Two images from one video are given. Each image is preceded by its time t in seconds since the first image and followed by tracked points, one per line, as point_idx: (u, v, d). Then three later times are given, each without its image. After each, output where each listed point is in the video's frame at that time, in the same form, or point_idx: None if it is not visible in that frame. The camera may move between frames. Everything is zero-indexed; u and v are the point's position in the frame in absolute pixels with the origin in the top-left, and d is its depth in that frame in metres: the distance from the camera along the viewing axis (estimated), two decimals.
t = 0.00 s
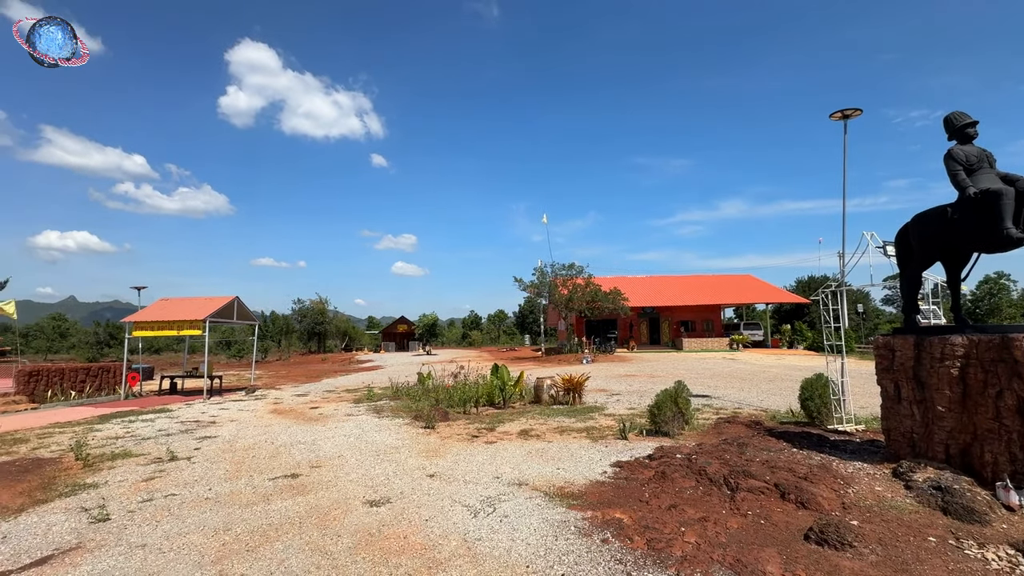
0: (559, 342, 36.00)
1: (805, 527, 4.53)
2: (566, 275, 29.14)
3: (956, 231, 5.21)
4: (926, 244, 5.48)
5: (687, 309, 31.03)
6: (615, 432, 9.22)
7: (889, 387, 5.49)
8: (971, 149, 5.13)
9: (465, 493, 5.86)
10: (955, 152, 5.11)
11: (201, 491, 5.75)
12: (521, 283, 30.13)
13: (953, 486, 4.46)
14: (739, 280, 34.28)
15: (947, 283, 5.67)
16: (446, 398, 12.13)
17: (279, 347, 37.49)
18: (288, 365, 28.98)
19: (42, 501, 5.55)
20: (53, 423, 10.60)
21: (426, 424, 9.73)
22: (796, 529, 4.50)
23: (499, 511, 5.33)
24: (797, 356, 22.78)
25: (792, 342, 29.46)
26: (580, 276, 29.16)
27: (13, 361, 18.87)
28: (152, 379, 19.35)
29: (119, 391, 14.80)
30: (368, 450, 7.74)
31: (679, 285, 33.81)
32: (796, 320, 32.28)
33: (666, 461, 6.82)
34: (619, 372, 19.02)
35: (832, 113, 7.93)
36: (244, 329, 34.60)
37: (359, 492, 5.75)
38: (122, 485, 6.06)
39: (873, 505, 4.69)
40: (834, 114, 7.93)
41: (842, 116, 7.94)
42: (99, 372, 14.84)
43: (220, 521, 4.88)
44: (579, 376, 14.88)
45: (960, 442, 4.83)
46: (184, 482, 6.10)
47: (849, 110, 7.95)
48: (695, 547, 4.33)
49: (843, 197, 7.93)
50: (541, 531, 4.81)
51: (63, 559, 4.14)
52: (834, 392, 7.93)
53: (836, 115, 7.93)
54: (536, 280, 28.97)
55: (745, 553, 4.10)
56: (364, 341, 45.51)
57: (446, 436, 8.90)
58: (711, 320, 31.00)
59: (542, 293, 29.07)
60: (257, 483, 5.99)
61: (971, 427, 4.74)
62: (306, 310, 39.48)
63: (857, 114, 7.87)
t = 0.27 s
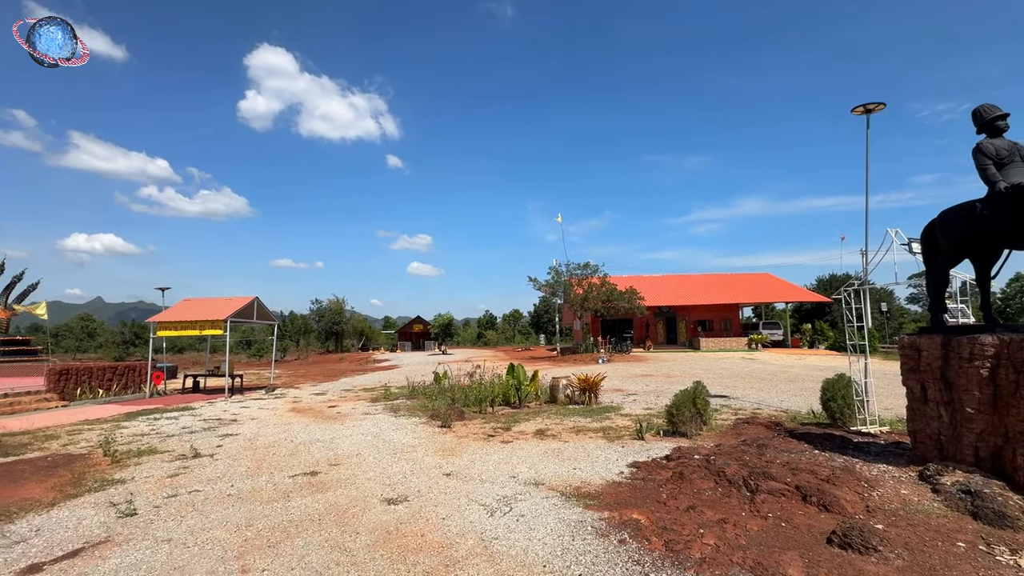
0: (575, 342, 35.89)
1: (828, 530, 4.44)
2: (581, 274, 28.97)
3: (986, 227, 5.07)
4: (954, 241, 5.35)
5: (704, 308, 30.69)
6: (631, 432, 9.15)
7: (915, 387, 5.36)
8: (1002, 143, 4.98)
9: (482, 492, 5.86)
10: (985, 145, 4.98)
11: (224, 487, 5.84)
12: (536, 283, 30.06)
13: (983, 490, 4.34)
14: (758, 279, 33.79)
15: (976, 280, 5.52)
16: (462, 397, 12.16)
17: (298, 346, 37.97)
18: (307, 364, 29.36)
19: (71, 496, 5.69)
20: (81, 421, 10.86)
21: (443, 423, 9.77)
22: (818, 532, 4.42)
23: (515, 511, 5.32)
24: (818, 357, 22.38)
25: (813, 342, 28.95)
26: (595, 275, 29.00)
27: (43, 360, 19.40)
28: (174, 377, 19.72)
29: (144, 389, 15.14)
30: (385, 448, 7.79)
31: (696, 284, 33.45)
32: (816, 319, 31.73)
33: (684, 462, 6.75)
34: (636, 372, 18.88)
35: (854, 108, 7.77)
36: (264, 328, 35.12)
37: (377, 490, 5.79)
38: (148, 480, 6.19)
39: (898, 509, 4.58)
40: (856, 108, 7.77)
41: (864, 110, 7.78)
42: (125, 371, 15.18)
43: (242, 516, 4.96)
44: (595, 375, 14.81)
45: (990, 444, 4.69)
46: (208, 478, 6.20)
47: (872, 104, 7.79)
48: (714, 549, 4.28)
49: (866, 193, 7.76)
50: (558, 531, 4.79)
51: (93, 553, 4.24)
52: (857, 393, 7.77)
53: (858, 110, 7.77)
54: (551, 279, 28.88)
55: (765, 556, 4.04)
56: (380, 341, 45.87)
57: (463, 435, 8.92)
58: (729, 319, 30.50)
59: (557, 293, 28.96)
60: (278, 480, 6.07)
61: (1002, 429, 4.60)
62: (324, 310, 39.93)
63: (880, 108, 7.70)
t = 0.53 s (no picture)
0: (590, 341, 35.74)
1: (852, 534, 4.35)
2: (596, 274, 28.78)
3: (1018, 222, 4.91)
4: (983, 237, 5.20)
5: (722, 307, 30.31)
6: (649, 433, 9.08)
7: (942, 388, 5.23)
8: None
9: (498, 492, 5.86)
10: (1017, 138, 4.82)
11: (246, 484, 5.93)
12: (550, 282, 29.93)
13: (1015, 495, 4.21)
14: (777, 277, 33.27)
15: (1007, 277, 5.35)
16: (478, 396, 12.18)
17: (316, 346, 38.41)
18: (325, 363, 29.70)
19: (101, 491, 5.83)
20: (109, 417, 11.14)
21: (459, 422, 9.79)
22: (842, 536, 4.33)
23: (532, 510, 5.31)
24: (839, 356, 21.96)
25: (835, 342, 28.40)
26: (611, 274, 28.81)
27: (72, 358, 19.94)
28: (197, 376, 20.11)
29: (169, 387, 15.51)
30: (403, 447, 7.83)
31: (713, 283, 33.06)
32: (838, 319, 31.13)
33: (702, 463, 6.67)
34: (652, 371, 18.73)
35: (878, 101, 7.59)
36: (283, 328, 35.63)
37: (394, 488, 5.83)
38: (173, 477, 6.31)
39: (926, 513, 4.47)
40: (880, 102, 7.59)
41: (888, 104, 7.60)
42: (150, 369, 15.53)
43: (263, 513, 5.03)
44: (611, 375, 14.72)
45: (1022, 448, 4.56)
46: (230, 475, 6.31)
47: (896, 98, 7.61)
48: (734, 551, 4.22)
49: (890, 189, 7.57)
50: (575, 531, 4.77)
51: (121, 546, 4.33)
52: (881, 394, 7.60)
53: (882, 103, 7.59)
54: (567, 279, 28.74)
55: (787, 559, 3.97)
56: (397, 341, 46.20)
57: (479, 434, 8.94)
58: (747, 318, 30.08)
59: (572, 292, 28.82)
60: (297, 478, 6.15)
61: None
62: (341, 310, 40.36)
63: (905, 102, 7.51)
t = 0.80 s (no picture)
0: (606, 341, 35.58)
1: (877, 537, 4.26)
2: (612, 273, 28.55)
3: None
4: (1015, 232, 5.04)
5: (741, 306, 29.91)
6: (666, 433, 9.00)
7: (971, 389, 5.08)
8: None
9: (514, 491, 5.85)
10: None
11: (267, 481, 6.01)
12: (566, 282, 29.79)
13: None
14: (797, 276, 32.72)
15: None
16: (494, 396, 12.19)
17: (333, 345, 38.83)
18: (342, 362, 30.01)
19: (128, 486, 5.96)
20: (135, 415, 11.40)
21: (475, 422, 9.81)
22: (866, 539, 4.24)
23: (549, 510, 5.29)
24: (861, 356, 21.51)
25: (858, 341, 27.77)
26: (627, 273, 28.59)
27: (100, 357, 20.45)
28: (219, 375, 20.47)
29: (192, 385, 15.84)
30: (419, 445, 7.87)
31: (731, 282, 32.63)
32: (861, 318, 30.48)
33: (721, 463, 6.59)
34: (669, 371, 18.55)
35: (903, 94, 7.41)
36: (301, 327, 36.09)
37: (412, 486, 5.86)
38: (197, 473, 6.43)
39: (954, 517, 4.35)
40: (905, 95, 7.40)
41: (913, 96, 7.41)
42: (174, 368, 15.86)
43: (284, 509, 5.09)
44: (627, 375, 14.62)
45: None
46: (252, 472, 6.40)
47: (922, 90, 7.41)
48: (754, 553, 4.15)
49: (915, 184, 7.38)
50: (592, 531, 4.74)
51: (149, 540, 4.42)
52: (907, 395, 7.41)
53: (907, 96, 7.41)
54: (582, 278, 28.57)
55: (810, 563, 3.90)
56: (413, 340, 46.48)
57: (495, 433, 8.95)
58: (766, 317, 29.54)
59: (588, 292, 28.64)
60: (317, 475, 6.21)
61: None
62: (358, 310, 40.74)
63: (931, 94, 7.32)
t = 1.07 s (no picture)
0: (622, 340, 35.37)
1: (904, 541, 4.15)
2: (628, 272, 28.33)
3: None
4: None
5: (760, 305, 29.50)
6: (683, 433, 8.90)
7: (1002, 391, 4.93)
8: None
9: (531, 490, 5.84)
10: None
11: (287, 478, 6.09)
12: (581, 281, 29.67)
13: None
14: (818, 274, 32.15)
15: None
16: (509, 395, 12.20)
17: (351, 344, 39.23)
18: (360, 361, 30.30)
19: (154, 481, 6.08)
20: (160, 412, 11.64)
21: (491, 421, 9.82)
22: (892, 543, 4.14)
23: (565, 509, 5.27)
24: (885, 356, 21.03)
25: (882, 340, 27.14)
26: (643, 272, 28.34)
27: (126, 356, 20.92)
28: (240, 373, 20.80)
29: (214, 384, 16.15)
30: (436, 444, 7.90)
31: (750, 280, 32.19)
32: (884, 317, 29.86)
33: (740, 464, 6.50)
34: (686, 371, 18.37)
35: (929, 87, 7.22)
36: (319, 326, 36.52)
37: (429, 484, 5.88)
38: (220, 469, 6.53)
39: (985, 522, 4.23)
40: (931, 87, 7.21)
41: (940, 89, 7.21)
42: (197, 367, 16.17)
43: (304, 506, 5.14)
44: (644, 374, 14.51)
45: None
46: (272, 469, 6.48)
47: (949, 82, 7.21)
48: (776, 556, 4.08)
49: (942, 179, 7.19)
50: (609, 532, 4.70)
51: (174, 535, 4.50)
52: (933, 396, 7.23)
53: (933, 89, 7.21)
54: (598, 278, 28.40)
55: (833, 566, 3.82)
56: (428, 340, 46.73)
57: (511, 433, 8.94)
58: (786, 317, 29.17)
59: (603, 291, 28.45)
60: (336, 473, 6.27)
61: None
62: (375, 309, 41.10)
63: (959, 86, 7.11)
